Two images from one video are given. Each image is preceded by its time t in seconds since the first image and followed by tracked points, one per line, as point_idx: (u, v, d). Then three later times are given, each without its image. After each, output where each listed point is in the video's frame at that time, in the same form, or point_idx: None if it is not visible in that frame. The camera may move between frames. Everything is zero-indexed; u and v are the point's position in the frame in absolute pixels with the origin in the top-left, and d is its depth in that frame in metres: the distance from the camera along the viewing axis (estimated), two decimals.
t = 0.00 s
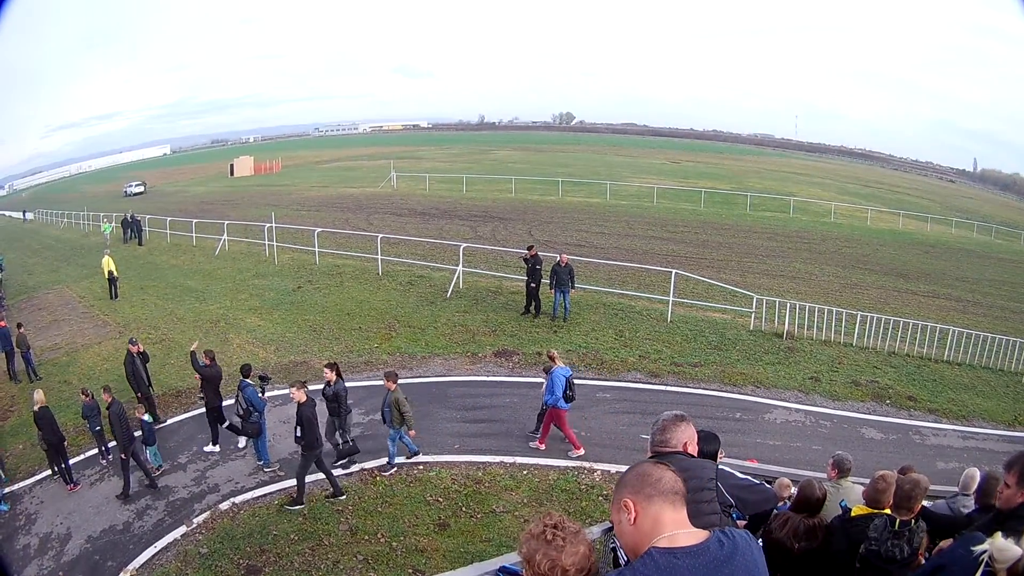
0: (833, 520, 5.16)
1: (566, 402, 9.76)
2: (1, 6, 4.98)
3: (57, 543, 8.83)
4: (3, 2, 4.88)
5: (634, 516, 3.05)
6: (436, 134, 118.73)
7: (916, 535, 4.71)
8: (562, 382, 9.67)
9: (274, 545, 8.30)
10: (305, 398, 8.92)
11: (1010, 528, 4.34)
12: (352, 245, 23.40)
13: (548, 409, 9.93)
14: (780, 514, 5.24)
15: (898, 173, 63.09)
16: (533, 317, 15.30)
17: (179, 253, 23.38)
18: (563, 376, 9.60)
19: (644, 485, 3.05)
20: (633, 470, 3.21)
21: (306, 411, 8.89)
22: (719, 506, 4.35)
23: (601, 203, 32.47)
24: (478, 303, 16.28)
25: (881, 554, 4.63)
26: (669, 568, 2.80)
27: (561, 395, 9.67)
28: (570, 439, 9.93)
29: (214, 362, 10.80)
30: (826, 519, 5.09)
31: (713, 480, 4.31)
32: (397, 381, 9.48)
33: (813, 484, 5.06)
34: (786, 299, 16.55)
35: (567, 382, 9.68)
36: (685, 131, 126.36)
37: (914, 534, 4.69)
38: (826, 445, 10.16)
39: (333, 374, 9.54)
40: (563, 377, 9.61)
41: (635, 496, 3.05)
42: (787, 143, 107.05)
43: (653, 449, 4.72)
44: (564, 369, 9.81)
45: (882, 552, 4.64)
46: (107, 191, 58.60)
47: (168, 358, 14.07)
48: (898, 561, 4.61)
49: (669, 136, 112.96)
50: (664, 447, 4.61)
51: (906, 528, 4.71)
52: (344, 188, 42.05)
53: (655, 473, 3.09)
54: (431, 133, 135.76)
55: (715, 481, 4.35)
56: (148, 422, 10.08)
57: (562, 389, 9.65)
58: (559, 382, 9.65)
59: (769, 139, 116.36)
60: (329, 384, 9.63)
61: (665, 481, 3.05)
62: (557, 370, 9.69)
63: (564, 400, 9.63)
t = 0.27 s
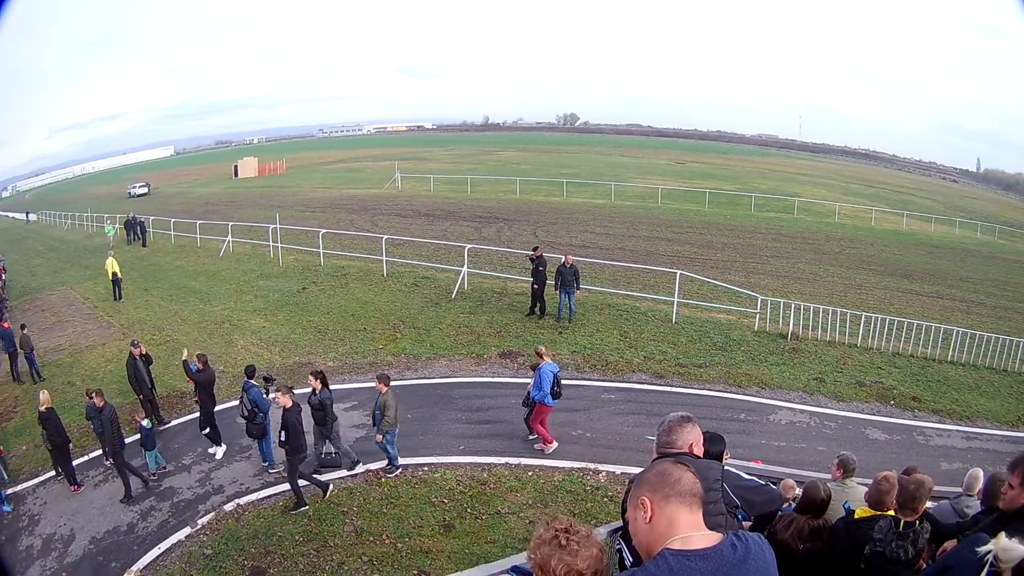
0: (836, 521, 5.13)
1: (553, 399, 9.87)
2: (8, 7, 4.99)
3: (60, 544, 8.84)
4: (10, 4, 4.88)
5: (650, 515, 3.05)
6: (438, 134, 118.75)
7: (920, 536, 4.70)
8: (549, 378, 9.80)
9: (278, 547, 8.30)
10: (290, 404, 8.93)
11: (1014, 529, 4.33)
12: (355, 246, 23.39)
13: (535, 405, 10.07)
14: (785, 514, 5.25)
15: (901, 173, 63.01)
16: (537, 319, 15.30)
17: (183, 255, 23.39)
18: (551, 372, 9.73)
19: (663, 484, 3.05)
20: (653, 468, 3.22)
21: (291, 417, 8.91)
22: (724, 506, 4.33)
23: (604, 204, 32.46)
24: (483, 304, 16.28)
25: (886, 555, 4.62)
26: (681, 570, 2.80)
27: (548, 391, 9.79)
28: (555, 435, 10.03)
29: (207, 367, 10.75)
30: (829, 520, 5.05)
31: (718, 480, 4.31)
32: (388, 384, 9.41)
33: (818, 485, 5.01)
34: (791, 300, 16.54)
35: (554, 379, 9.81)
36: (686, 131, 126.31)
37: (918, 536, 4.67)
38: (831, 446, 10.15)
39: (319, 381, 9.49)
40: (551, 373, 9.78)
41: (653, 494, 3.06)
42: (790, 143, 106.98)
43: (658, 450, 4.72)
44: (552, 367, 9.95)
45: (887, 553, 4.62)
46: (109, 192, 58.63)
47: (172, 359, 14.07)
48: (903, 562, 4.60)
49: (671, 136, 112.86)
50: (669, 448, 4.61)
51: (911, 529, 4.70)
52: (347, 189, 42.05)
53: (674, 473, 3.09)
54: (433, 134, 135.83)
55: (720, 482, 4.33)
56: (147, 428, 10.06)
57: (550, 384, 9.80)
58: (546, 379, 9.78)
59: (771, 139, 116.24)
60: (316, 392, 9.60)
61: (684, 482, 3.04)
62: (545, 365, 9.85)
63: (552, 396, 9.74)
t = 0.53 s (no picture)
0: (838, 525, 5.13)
1: (537, 402, 9.85)
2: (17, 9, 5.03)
3: (61, 544, 8.85)
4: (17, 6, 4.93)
5: (657, 517, 3.06)
6: (439, 135, 118.76)
7: (923, 539, 4.74)
8: (533, 381, 9.77)
9: (279, 547, 8.30)
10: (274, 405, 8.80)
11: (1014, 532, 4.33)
12: (357, 247, 23.40)
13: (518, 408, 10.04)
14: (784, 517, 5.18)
15: (903, 176, 62.93)
16: (539, 320, 15.30)
17: (185, 255, 23.41)
18: (535, 376, 9.69)
19: (671, 486, 3.05)
20: (660, 470, 3.22)
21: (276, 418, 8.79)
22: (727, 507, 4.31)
23: (606, 206, 32.46)
24: (485, 306, 16.28)
25: (887, 557, 4.69)
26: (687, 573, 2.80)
27: (532, 394, 9.77)
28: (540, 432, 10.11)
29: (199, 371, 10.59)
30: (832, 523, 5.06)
31: (720, 482, 4.31)
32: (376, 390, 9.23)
33: (818, 486, 5.05)
34: (793, 303, 16.54)
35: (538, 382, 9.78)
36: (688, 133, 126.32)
37: (920, 538, 4.71)
38: (832, 448, 10.15)
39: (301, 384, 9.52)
40: (534, 376, 9.73)
41: (660, 496, 3.06)
42: (792, 145, 106.88)
43: (660, 453, 4.72)
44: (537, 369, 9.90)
45: (887, 555, 4.69)
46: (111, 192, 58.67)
47: (173, 359, 14.08)
48: (904, 565, 4.66)
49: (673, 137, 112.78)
50: (671, 451, 4.61)
51: (913, 532, 4.72)
52: (349, 191, 42.06)
53: (683, 476, 3.09)
54: (435, 134, 135.85)
55: (723, 484, 4.33)
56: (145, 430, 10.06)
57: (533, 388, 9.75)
58: (530, 382, 9.75)
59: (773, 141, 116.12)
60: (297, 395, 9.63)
61: (692, 485, 3.05)
62: (529, 369, 9.81)
63: (535, 399, 9.74)
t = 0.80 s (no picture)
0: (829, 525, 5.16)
1: (504, 399, 9.98)
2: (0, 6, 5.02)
3: (53, 543, 8.83)
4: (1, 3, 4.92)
5: (642, 517, 3.05)
6: (435, 135, 118.74)
7: (912, 540, 4.69)
8: (501, 379, 9.88)
9: (270, 547, 8.29)
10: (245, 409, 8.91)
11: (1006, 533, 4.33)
12: (349, 246, 23.40)
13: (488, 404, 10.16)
14: (775, 518, 5.19)
15: (897, 177, 63.06)
16: (529, 320, 15.31)
17: (176, 255, 23.36)
18: (502, 374, 9.80)
19: (657, 487, 3.05)
20: (647, 471, 3.21)
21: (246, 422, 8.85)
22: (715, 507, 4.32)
23: (599, 207, 32.49)
24: (475, 306, 16.29)
25: (877, 558, 4.63)
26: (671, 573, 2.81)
27: (501, 392, 9.90)
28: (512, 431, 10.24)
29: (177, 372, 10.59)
30: (822, 523, 5.09)
31: (708, 482, 4.32)
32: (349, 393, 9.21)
33: (807, 486, 5.14)
34: (783, 304, 16.57)
35: (506, 380, 9.89)
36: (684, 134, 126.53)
37: (910, 538, 4.67)
38: (822, 449, 10.16)
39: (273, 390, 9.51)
40: (503, 375, 9.85)
41: (645, 497, 3.05)
42: (787, 146, 107.06)
43: (649, 452, 4.72)
44: (505, 367, 10.00)
45: (877, 556, 4.64)
46: (104, 191, 58.52)
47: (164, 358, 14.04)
48: (895, 565, 4.59)
49: (669, 138, 112.86)
50: (660, 450, 4.62)
51: (903, 532, 4.68)
52: (342, 190, 42.04)
53: (670, 477, 3.08)
54: (431, 134, 135.82)
55: (711, 484, 4.33)
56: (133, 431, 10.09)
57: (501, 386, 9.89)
58: (498, 380, 9.86)
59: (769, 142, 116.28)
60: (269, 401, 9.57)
61: (679, 486, 3.04)
62: (498, 367, 9.93)
63: (503, 396, 9.87)
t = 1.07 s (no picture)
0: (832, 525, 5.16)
1: (492, 399, 10.02)
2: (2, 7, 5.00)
3: (54, 543, 8.83)
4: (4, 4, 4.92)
5: (643, 516, 3.04)
6: (437, 135, 118.73)
7: (914, 542, 4.74)
8: (489, 379, 9.94)
9: (272, 547, 8.29)
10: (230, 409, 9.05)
11: (1007, 535, 4.36)
12: (351, 247, 23.41)
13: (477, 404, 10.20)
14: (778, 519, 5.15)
15: (899, 178, 63.03)
16: (532, 321, 15.31)
17: (179, 255, 23.37)
18: (489, 374, 9.87)
19: (658, 486, 3.04)
20: (649, 471, 3.21)
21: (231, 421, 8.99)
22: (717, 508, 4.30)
23: (601, 207, 32.49)
24: (477, 307, 16.28)
25: (879, 559, 4.66)
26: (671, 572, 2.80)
27: (488, 392, 9.96)
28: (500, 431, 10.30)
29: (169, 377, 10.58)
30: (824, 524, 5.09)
31: (711, 483, 4.31)
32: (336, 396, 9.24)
33: (810, 487, 5.17)
34: (785, 305, 16.56)
35: (493, 380, 9.94)
36: (685, 134, 126.50)
37: (912, 539, 4.72)
38: (824, 450, 10.16)
39: (256, 391, 9.69)
40: (489, 374, 9.94)
41: (647, 496, 3.05)
42: (788, 146, 107.00)
43: (651, 453, 4.71)
44: (491, 367, 10.06)
45: (879, 556, 4.67)
46: (105, 191, 58.55)
47: (166, 358, 14.04)
48: (897, 567, 4.63)
49: (670, 139, 112.82)
50: (663, 451, 4.62)
51: (904, 534, 4.75)
52: (344, 191, 42.03)
53: (671, 476, 3.08)
54: (432, 134, 135.79)
55: (713, 485, 4.32)
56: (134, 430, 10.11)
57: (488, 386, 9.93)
58: (485, 380, 9.92)
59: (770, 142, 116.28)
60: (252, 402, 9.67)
61: (680, 485, 3.04)
62: (484, 367, 10.00)
63: (491, 396, 9.89)
